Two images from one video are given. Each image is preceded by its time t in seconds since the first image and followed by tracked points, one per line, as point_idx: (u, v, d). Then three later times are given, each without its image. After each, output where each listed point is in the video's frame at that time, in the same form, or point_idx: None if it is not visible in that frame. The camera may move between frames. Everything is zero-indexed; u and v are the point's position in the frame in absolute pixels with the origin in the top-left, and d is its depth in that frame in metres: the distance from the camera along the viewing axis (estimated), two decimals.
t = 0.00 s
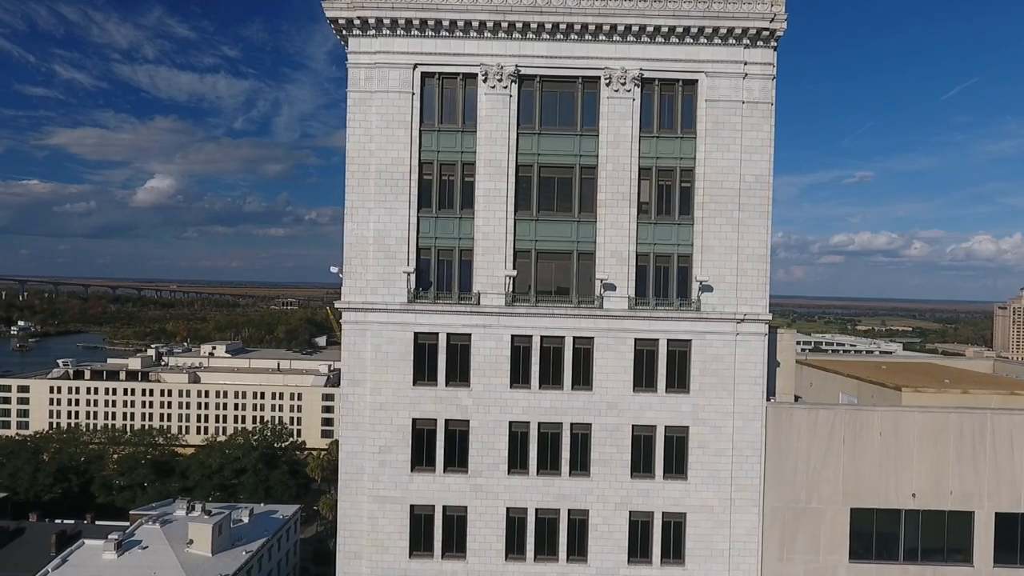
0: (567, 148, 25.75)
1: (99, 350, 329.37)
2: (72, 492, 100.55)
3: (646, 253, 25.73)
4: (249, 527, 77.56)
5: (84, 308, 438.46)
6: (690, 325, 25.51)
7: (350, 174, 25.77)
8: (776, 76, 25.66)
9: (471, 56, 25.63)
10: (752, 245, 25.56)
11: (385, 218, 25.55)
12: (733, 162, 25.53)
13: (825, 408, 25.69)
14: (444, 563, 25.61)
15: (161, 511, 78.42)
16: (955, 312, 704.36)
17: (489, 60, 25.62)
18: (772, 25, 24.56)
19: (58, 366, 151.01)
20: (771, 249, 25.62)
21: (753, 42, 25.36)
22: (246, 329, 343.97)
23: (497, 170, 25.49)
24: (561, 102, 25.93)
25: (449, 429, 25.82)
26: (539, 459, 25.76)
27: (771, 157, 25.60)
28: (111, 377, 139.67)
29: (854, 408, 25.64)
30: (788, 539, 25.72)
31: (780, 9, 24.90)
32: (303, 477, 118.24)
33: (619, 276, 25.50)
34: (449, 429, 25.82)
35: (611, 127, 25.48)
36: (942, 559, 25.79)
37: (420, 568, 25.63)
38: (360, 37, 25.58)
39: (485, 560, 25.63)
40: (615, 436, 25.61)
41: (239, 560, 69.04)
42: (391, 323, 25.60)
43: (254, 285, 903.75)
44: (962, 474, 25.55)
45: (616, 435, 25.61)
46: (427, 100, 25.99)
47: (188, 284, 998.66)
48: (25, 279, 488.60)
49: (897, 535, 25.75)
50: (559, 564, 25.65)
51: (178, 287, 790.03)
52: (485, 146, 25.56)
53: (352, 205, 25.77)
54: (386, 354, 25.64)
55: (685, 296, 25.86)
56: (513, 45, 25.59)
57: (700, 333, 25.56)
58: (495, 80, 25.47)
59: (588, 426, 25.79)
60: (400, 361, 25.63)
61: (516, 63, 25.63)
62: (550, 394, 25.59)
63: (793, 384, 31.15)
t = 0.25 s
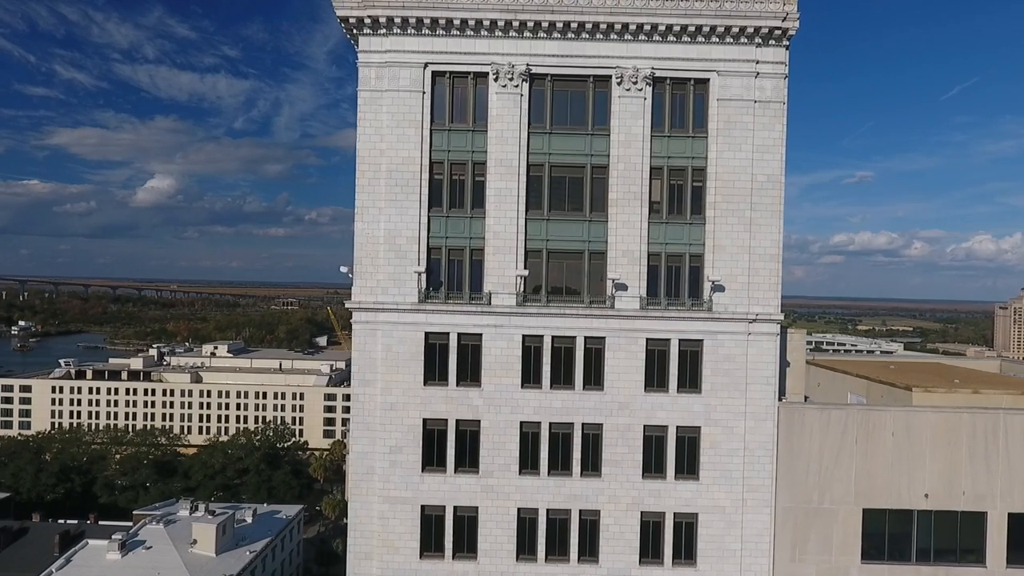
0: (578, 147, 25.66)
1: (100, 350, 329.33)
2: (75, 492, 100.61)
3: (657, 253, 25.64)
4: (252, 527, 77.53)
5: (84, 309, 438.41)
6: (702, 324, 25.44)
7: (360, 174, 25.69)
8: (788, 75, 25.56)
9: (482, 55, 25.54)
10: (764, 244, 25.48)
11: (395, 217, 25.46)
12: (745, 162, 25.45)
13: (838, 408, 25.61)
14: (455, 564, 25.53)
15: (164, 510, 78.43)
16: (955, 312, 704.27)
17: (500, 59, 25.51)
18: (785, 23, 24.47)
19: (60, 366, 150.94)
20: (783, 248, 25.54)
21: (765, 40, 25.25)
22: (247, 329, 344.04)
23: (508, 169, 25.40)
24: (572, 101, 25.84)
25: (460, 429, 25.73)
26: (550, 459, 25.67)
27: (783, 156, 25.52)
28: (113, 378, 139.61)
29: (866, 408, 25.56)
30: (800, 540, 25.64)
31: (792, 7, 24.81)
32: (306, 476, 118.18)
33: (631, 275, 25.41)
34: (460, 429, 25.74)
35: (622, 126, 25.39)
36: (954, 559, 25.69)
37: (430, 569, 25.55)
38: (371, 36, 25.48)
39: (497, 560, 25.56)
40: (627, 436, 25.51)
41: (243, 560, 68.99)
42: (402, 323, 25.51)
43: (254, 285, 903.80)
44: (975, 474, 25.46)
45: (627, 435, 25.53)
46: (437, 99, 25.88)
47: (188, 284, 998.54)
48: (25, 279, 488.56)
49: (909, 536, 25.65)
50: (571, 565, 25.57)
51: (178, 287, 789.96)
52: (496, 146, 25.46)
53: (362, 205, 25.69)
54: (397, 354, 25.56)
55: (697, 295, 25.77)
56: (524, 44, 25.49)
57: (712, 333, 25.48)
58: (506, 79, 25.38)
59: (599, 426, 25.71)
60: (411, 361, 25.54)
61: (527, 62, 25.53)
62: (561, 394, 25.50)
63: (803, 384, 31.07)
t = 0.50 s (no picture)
0: (592, 146, 25.55)
1: (100, 350, 329.12)
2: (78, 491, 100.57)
3: (671, 252, 25.53)
4: (256, 527, 77.44)
5: (85, 308, 438.28)
6: (716, 324, 25.34)
7: (373, 173, 25.59)
8: (802, 74, 25.46)
9: (495, 53, 25.44)
10: (778, 244, 25.38)
11: (408, 216, 25.36)
12: (759, 161, 25.34)
13: (853, 408, 25.49)
14: (468, 564, 25.44)
15: (168, 510, 78.38)
16: (956, 312, 704.13)
17: (513, 57, 25.41)
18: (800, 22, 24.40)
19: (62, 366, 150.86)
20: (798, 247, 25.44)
21: (780, 39, 25.15)
22: (247, 329, 343.83)
23: (521, 168, 25.30)
24: (585, 99, 25.71)
25: (473, 429, 25.63)
26: (563, 459, 25.56)
27: (798, 155, 25.42)
28: (115, 377, 139.52)
29: (881, 408, 25.42)
30: (814, 540, 25.53)
31: (807, 5, 24.74)
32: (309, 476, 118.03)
33: (645, 275, 25.29)
34: (473, 429, 25.63)
35: (636, 124, 25.29)
36: (969, 560, 25.57)
37: (443, 569, 25.47)
38: (384, 35, 25.38)
39: (510, 560, 25.47)
40: (641, 437, 25.41)
41: (248, 560, 68.88)
42: (415, 322, 25.42)
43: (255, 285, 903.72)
44: (991, 474, 25.33)
45: (641, 435, 25.42)
46: (450, 98, 25.79)
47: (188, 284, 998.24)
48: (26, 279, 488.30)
49: (924, 536, 25.54)
50: (584, 566, 25.47)
51: (179, 287, 789.83)
52: (509, 144, 25.35)
53: (375, 204, 25.60)
54: (410, 353, 25.45)
55: (711, 295, 25.66)
56: (538, 42, 25.39)
57: (726, 332, 25.37)
58: (520, 77, 25.27)
59: (613, 426, 25.59)
60: (424, 361, 25.44)
61: (541, 61, 25.41)
62: (574, 393, 25.40)
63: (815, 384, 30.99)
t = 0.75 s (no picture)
0: (605, 145, 25.45)
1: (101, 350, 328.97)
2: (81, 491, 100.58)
3: (685, 252, 25.44)
4: (260, 527, 77.38)
5: (86, 308, 438.21)
6: (730, 323, 25.27)
7: (385, 172, 25.52)
8: (816, 73, 25.38)
9: (508, 52, 25.34)
10: (792, 243, 25.29)
11: (421, 215, 25.27)
12: (773, 160, 25.26)
13: (867, 408, 25.37)
14: (481, 565, 25.35)
15: (172, 510, 78.34)
16: (956, 312, 704.15)
17: (526, 56, 25.31)
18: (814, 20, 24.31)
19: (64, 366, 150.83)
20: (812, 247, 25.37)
21: (794, 37, 25.06)
22: (248, 329, 343.67)
23: (534, 167, 25.21)
24: (599, 97, 25.61)
25: (486, 430, 25.54)
26: (576, 459, 25.47)
27: (812, 154, 25.33)
28: (117, 377, 139.49)
29: (895, 408, 25.32)
30: (828, 541, 25.45)
31: (821, 4, 24.65)
32: (312, 476, 117.96)
33: (658, 274, 25.19)
34: (486, 429, 25.54)
35: (650, 123, 25.19)
36: (984, 561, 25.48)
37: (456, 570, 25.38)
38: (396, 33, 25.30)
39: (523, 561, 25.39)
40: (655, 437, 25.32)
41: (252, 561, 68.82)
42: (427, 322, 25.33)
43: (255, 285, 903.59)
44: (1005, 474, 25.24)
45: (655, 435, 25.34)
46: (463, 97, 25.69)
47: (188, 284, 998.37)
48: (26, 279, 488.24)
49: (938, 537, 25.44)
50: (597, 566, 25.38)
51: (179, 287, 790.03)
52: (522, 143, 25.26)
53: (387, 203, 25.52)
54: (423, 353, 25.37)
55: (724, 294, 25.58)
56: (551, 41, 25.31)
57: (740, 332, 25.29)
58: (533, 76, 25.16)
59: (626, 426, 25.52)
60: (437, 361, 25.36)
61: (554, 60, 25.31)
62: (588, 394, 25.32)
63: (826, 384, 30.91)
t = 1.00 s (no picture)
0: (621, 144, 25.33)
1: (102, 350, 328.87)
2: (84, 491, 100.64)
3: (701, 251, 25.32)
4: (265, 527, 77.27)
5: (86, 309, 438.20)
6: (747, 323, 25.16)
7: (400, 171, 25.43)
8: (833, 72, 25.25)
9: (524, 51, 25.22)
10: (808, 243, 25.18)
11: (436, 215, 25.17)
12: (790, 159, 25.15)
13: (884, 408, 25.27)
14: (496, 566, 25.24)
15: (177, 510, 78.27)
16: (956, 312, 704.13)
17: (542, 55, 25.19)
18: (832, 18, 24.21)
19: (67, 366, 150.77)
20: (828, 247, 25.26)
21: (811, 36, 24.95)
22: (248, 329, 343.65)
23: (550, 167, 25.08)
24: (614, 96, 25.49)
25: (501, 430, 25.43)
26: (592, 459, 25.36)
27: (829, 154, 25.22)
28: (120, 377, 139.42)
29: (912, 408, 25.22)
30: (845, 542, 25.34)
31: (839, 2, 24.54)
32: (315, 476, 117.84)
33: (674, 274, 25.07)
34: (501, 430, 25.43)
35: (666, 123, 25.06)
36: (1002, 562, 25.34)
37: (471, 571, 25.28)
38: (412, 32, 25.21)
39: (539, 562, 25.26)
40: (670, 437, 25.22)
41: (258, 561, 68.69)
42: (442, 322, 25.23)
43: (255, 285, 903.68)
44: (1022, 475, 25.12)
45: (671, 436, 25.23)
46: (478, 96, 25.57)
47: (188, 284, 997.83)
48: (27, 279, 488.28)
49: (956, 537, 25.31)
50: (613, 567, 25.27)
51: (179, 287, 789.54)
52: (538, 143, 25.14)
53: (402, 202, 25.40)
54: (438, 353, 25.27)
55: (741, 294, 25.46)
56: (567, 39, 25.19)
57: (757, 332, 25.19)
58: (548, 75, 25.05)
59: (642, 427, 25.41)
60: (452, 361, 25.24)
61: (570, 58, 25.21)
62: (603, 394, 25.21)
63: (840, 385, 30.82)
